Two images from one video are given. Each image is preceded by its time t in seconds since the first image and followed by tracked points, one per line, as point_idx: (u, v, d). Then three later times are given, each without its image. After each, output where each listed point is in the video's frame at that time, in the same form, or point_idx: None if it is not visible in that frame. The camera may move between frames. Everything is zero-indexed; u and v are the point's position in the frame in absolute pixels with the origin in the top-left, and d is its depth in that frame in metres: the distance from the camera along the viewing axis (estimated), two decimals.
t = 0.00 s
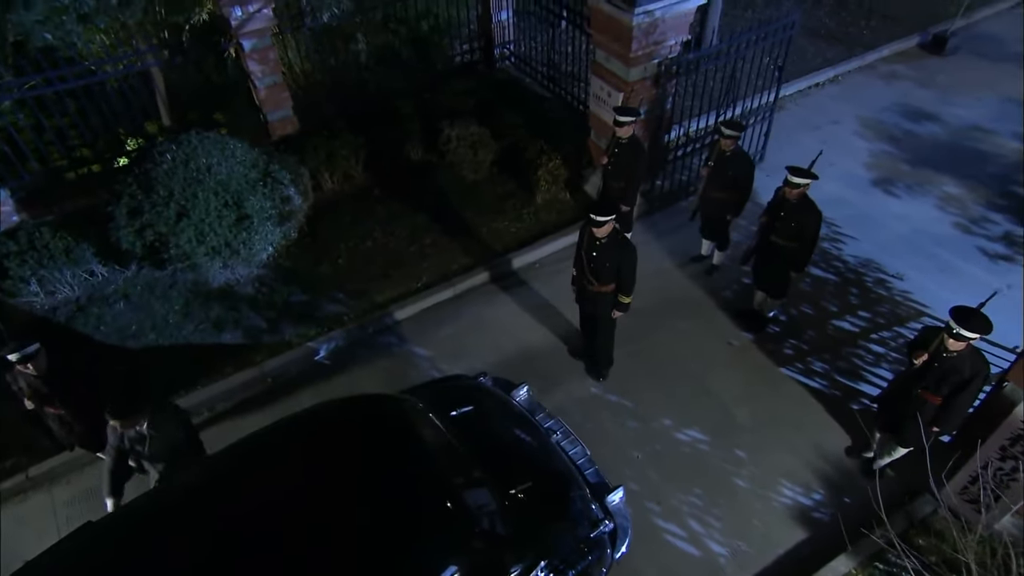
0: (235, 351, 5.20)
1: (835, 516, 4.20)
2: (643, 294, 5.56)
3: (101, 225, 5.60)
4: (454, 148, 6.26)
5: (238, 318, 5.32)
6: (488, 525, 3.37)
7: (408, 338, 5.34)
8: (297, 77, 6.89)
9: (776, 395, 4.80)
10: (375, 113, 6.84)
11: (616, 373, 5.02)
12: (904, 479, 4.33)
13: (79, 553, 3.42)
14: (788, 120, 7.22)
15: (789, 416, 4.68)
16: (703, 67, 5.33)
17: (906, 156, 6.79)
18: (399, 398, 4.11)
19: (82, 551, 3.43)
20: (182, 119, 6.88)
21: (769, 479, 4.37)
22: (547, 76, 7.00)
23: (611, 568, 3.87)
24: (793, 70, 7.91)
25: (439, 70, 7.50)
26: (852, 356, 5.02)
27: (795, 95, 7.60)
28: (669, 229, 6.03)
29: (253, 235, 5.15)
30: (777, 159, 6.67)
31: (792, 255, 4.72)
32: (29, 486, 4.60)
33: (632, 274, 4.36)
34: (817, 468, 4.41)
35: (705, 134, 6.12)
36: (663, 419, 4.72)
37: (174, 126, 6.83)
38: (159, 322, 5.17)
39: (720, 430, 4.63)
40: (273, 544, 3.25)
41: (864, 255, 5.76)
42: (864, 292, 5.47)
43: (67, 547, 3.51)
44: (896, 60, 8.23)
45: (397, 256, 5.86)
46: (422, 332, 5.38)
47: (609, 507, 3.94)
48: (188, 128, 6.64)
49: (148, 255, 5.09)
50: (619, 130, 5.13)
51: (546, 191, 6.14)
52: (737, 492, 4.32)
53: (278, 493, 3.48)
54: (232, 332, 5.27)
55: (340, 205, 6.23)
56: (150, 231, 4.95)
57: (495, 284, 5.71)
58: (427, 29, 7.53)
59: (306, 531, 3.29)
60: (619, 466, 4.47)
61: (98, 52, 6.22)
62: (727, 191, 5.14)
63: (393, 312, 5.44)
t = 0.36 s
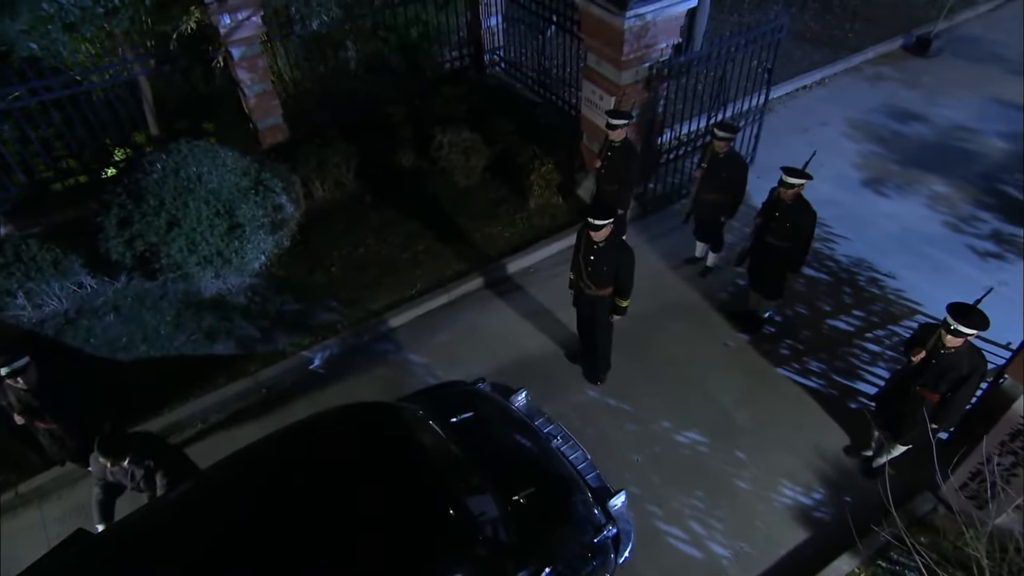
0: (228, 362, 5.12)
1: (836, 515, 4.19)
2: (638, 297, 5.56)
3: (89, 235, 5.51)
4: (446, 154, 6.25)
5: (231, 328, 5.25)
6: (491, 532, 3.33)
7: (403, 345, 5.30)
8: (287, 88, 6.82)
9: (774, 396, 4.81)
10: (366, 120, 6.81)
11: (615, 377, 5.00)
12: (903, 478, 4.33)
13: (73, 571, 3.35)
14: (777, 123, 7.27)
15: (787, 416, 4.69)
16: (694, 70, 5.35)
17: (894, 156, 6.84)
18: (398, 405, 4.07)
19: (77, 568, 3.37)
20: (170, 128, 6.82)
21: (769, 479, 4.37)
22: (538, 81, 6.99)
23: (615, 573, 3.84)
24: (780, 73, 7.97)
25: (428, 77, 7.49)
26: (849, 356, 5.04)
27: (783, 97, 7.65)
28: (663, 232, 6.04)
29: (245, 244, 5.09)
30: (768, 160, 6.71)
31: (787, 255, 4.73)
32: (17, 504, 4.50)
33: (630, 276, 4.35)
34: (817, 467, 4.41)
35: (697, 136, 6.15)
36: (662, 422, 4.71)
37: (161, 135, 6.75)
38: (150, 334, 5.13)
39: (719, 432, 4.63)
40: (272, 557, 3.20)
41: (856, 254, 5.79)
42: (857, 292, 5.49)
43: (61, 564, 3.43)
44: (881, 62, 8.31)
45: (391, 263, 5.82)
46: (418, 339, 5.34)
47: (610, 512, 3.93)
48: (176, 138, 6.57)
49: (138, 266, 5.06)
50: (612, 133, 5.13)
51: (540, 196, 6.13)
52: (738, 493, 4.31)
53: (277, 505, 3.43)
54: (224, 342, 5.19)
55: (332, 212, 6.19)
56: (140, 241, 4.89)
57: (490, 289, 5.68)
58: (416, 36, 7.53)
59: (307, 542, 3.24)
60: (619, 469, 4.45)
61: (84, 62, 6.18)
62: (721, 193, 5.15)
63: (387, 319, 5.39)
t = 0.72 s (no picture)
0: (220, 369, 5.06)
1: (836, 509, 4.20)
2: (633, 296, 5.55)
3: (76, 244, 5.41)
4: (437, 156, 6.17)
5: (222, 335, 5.18)
6: (493, 534, 3.29)
7: (397, 349, 5.26)
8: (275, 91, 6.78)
9: (771, 391, 4.81)
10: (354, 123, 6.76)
11: (612, 376, 4.99)
12: (900, 470, 4.36)
13: None
14: (765, 120, 7.30)
15: (784, 412, 4.69)
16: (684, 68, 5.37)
17: (882, 152, 6.90)
18: (395, 407, 4.00)
19: None
20: (156, 134, 6.73)
21: (769, 475, 4.36)
22: (528, 81, 6.98)
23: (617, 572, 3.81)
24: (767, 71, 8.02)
25: (417, 78, 7.45)
26: (843, 350, 5.05)
27: (770, 95, 7.70)
28: (655, 231, 6.06)
29: (235, 248, 5.03)
30: (758, 158, 6.76)
31: (781, 251, 4.75)
32: None
33: (626, 274, 4.34)
34: (816, 463, 4.41)
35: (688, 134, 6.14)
36: (661, 419, 4.69)
37: (147, 141, 6.64)
38: (140, 342, 5.07)
39: (718, 428, 4.62)
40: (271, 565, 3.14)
41: (848, 249, 5.83)
42: (850, 286, 5.51)
43: None
44: (866, 59, 8.37)
45: (383, 266, 5.78)
46: (412, 341, 5.30)
47: (611, 511, 3.85)
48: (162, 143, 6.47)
49: (126, 272, 4.98)
50: (604, 132, 5.12)
51: (532, 196, 6.12)
52: (738, 489, 4.30)
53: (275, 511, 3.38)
54: (216, 348, 5.12)
55: (324, 216, 6.14)
56: (129, 247, 4.82)
57: (484, 290, 5.65)
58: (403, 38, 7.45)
59: (306, 549, 3.19)
60: (619, 469, 4.42)
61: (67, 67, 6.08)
62: (713, 190, 5.16)
63: (381, 323, 5.35)
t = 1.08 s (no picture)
0: (211, 377, 4.98)
1: (834, 503, 4.20)
2: (627, 295, 5.54)
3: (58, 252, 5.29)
4: (426, 158, 6.16)
5: (212, 342, 5.11)
6: (494, 536, 3.25)
7: (391, 352, 5.21)
8: (262, 95, 6.73)
9: (766, 387, 4.82)
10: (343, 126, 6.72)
11: (607, 376, 4.97)
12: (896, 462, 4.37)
13: None
14: (751, 118, 7.35)
15: (779, 407, 4.70)
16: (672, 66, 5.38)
17: (868, 148, 6.96)
18: (392, 411, 3.98)
19: None
20: (140, 140, 6.63)
21: (766, 470, 4.37)
22: (518, 82, 6.93)
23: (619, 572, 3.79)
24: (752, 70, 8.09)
25: (403, 81, 7.42)
26: (836, 345, 5.08)
27: (756, 93, 7.75)
28: (647, 229, 6.08)
29: (225, 254, 4.96)
30: (745, 156, 6.80)
31: (774, 246, 4.77)
32: None
33: (621, 272, 4.33)
34: (812, 457, 4.42)
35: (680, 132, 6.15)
36: (657, 417, 4.68)
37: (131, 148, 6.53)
38: (128, 351, 4.99)
39: (714, 425, 4.62)
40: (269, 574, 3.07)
41: (838, 244, 5.86)
42: (841, 281, 5.55)
43: None
44: (849, 57, 8.45)
45: (374, 270, 5.73)
46: (405, 345, 5.26)
47: (611, 511, 3.86)
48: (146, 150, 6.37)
49: (113, 280, 4.90)
50: (594, 131, 5.11)
51: (522, 197, 6.12)
52: (737, 486, 4.30)
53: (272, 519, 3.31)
54: (206, 356, 5.05)
55: (312, 220, 6.08)
56: (115, 255, 4.74)
57: (477, 292, 5.63)
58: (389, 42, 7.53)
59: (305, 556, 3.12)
60: (617, 468, 4.40)
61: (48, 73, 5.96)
62: (705, 187, 5.18)
63: (374, 326, 5.30)
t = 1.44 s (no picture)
0: (201, 389, 4.91)
1: (832, 500, 4.20)
2: (619, 297, 5.53)
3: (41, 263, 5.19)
4: (415, 164, 6.13)
5: (202, 353, 5.04)
6: (492, 543, 3.21)
7: (383, 359, 5.16)
8: (247, 103, 6.65)
9: (760, 386, 4.82)
10: (330, 133, 6.68)
11: (602, 378, 4.95)
12: (892, 458, 4.38)
13: None
14: (738, 120, 7.39)
15: (774, 406, 4.70)
16: (659, 68, 5.40)
17: (854, 147, 7.02)
18: (386, 420, 3.93)
19: None
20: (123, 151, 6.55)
21: (764, 469, 4.36)
22: (505, 85, 6.94)
23: None
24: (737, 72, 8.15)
25: (389, 88, 7.40)
26: (829, 342, 5.09)
27: (741, 95, 7.80)
28: (637, 231, 6.09)
29: (213, 263, 4.90)
30: (733, 157, 6.84)
31: (765, 245, 4.78)
32: None
33: (615, 273, 4.31)
34: (809, 454, 4.42)
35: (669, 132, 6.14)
36: (653, 418, 4.67)
37: (115, 158, 6.44)
38: (115, 363, 4.89)
39: (710, 426, 4.60)
40: None
41: (827, 243, 5.90)
42: (832, 279, 5.57)
43: None
44: (832, 58, 8.54)
45: (365, 276, 5.68)
46: (398, 351, 5.21)
47: (610, 515, 3.83)
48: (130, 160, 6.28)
49: (98, 292, 4.81)
50: (584, 133, 5.11)
51: (512, 201, 6.10)
52: (735, 486, 4.29)
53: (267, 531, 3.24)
54: (196, 367, 5.00)
55: (300, 228, 6.02)
56: (101, 265, 4.65)
57: (469, 297, 5.59)
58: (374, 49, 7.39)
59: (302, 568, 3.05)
60: (615, 471, 4.38)
61: (29, 83, 5.88)
62: (695, 188, 5.19)
63: (367, 333, 5.25)
